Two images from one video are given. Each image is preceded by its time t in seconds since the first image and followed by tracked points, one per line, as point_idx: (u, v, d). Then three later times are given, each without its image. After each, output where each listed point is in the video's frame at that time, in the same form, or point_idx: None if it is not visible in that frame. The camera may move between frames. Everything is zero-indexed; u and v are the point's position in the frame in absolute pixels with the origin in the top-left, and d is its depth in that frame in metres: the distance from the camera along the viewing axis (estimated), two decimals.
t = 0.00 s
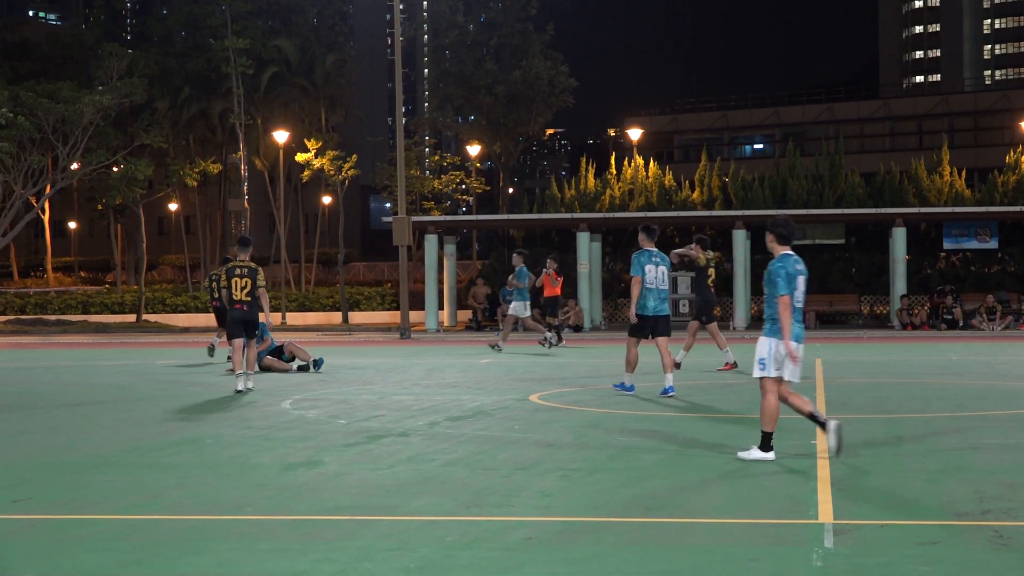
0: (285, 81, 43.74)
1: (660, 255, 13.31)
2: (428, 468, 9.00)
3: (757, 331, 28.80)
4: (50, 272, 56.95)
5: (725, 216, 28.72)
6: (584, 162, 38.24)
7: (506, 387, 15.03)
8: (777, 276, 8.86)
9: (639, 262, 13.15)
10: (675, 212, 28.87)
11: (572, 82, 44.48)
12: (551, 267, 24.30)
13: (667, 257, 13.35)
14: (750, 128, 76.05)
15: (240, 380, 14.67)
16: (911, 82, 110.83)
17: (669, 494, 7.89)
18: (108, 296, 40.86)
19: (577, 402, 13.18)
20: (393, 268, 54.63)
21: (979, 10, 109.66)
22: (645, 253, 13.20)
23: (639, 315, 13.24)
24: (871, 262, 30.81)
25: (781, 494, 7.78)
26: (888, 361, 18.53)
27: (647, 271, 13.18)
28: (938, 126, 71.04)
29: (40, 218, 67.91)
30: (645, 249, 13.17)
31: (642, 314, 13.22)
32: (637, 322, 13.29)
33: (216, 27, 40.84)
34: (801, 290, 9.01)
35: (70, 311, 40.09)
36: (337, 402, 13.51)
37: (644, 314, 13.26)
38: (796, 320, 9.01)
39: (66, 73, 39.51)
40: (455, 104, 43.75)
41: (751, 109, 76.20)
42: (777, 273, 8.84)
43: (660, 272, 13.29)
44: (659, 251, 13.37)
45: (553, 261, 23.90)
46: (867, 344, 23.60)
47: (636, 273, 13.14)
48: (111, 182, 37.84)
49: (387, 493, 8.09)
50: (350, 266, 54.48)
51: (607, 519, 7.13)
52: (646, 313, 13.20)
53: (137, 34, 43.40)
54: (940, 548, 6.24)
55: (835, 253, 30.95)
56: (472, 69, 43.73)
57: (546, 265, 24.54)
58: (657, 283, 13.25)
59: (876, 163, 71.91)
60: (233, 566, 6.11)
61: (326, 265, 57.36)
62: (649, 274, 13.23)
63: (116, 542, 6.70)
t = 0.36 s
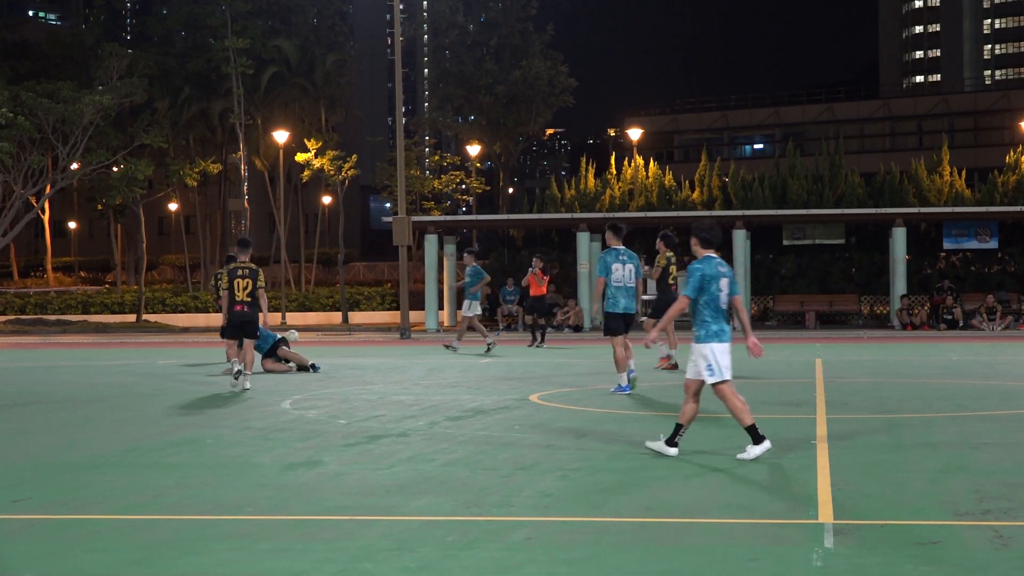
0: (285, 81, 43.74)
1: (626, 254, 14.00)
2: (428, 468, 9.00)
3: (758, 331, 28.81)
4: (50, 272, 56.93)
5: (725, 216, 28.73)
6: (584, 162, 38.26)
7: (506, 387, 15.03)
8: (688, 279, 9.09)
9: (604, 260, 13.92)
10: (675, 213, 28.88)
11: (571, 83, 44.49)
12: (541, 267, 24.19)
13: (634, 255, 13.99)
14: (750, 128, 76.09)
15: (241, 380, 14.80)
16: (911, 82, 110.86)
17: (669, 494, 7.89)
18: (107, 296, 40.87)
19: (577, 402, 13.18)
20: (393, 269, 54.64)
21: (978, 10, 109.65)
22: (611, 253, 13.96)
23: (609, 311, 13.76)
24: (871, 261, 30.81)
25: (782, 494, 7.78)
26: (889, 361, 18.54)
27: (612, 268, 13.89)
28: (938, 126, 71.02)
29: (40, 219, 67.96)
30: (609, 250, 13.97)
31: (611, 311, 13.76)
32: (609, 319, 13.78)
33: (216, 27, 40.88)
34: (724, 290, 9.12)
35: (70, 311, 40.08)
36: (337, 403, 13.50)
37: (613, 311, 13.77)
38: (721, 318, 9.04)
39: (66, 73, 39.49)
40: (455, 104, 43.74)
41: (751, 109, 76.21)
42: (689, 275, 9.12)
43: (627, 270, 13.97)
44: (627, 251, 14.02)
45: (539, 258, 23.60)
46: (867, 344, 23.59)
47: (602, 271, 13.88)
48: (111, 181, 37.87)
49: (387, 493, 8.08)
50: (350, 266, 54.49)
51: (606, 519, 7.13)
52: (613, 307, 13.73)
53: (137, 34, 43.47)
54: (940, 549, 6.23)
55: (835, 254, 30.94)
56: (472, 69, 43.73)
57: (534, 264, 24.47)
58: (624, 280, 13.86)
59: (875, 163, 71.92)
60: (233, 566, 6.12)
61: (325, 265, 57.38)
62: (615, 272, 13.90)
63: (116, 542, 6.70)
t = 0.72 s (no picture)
0: (285, 81, 43.73)
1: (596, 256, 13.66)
2: (428, 468, 9.00)
3: (758, 331, 28.83)
4: (50, 272, 56.94)
5: (725, 216, 28.75)
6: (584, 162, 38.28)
7: (506, 386, 15.01)
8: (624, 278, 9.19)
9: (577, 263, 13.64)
10: (676, 213, 28.89)
11: (572, 83, 44.52)
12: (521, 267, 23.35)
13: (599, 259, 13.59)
14: (750, 128, 76.13)
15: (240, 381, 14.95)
16: (911, 82, 110.88)
17: (669, 494, 7.90)
18: (107, 296, 40.91)
19: (576, 402, 13.18)
20: (393, 268, 54.65)
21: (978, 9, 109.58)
22: (583, 255, 13.65)
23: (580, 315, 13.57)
24: (871, 261, 30.84)
25: (782, 493, 7.78)
26: (889, 361, 18.54)
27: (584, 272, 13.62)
28: (938, 126, 71.02)
29: (40, 218, 67.94)
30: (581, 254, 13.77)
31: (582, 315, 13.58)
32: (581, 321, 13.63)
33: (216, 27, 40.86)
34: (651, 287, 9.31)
35: (70, 311, 40.09)
36: (337, 403, 13.49)
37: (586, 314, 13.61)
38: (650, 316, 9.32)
39: (65, 73, 39.47)
40: (455, 104, 43.74)
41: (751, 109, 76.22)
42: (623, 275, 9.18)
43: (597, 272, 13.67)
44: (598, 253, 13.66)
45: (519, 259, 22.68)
46: (866, 343, 23.58)
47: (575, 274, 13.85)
48: (111, 181, 37.90)
49: (386, 493, 8.08)
50: (350, 266, 54.49)
51: (607, 519, 7.13)
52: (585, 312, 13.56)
53: (136, 34, 43.54)
54: (939, 548, 6.24)
55: (835, 253, 30.96)
56: (472, 70, 43.76)
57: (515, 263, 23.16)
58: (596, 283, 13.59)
59: (875, 163, 71.94)
60: (234, 566, 6.11)
61: (326, 265, 57.40)
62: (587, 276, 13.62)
63: (116, 542, 6.70)
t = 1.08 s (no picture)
0: (285, 81, 43.70)
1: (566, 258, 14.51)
2: (428, 468, 9.00)
3: (758, 330, 28.84)
4: (50, 272, 56.92)
5: (726, 216, 28.75)
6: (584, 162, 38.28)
7: (507, 387, 15.00)
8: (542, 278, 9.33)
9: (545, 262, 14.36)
10: (676, 213, 28.88)
11: (571, 83, 44.52)
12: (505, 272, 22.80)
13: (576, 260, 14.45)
14: (750, 129, 76.15)
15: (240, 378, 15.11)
16: (911, 82, 110.90)
17: (670, 493, 7.90)
18: (107, 296, 40.90)
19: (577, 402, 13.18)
20: (393, 268, 54.67)
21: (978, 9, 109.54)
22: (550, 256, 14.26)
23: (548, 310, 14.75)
24: (871, 262, 30.87)
25: (783, 493, 7.78)
26: (890, 361, 18.55)
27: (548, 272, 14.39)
28: (938, 126, 71.03)
29: (40, 219, 67.94)
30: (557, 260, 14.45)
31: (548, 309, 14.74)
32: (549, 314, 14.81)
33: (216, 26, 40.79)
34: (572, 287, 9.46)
35: (70, 311, 40.07)
36: (337, 403, 13.49)
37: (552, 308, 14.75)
38: (569, 315, 9.40)
39: (65, 73, 39.49)
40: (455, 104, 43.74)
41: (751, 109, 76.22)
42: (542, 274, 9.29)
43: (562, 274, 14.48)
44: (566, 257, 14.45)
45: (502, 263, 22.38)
46: (867, 344, 23.56)
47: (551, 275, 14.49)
48: (111, 181, 37.92)
49: (386, 493, 8.08)
50: (350, 266, 54.48)
51: (607, 519, 7.13)
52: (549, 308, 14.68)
53: (137, 34, 43.58)
54: (939, 549, 6.24)
55: (836, 254, 31.01)
56: (472, 70, 43.77)
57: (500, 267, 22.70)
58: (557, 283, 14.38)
59: (875, 163, 71.95)
60: (234, 565, 6.11)
61: (326, 265, 57.38)
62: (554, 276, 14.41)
63: (116, 542, 6.70)
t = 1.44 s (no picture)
0: (285, 81, 43.66)
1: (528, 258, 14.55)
2: (428, 468, 8.99)
3: (757, 330, 28.86)
4: (50, 272, 56.90)
5: (726, 216, 28.76)
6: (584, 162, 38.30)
7: (506, 387, 15.00)
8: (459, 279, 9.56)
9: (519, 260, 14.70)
10: (676, 212, 28.89)
11: (572, 83, 44.53)
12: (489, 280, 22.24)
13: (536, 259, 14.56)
14: (750, 129, 76.18)
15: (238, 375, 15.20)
16: (911, 82, 110.92)
17: (670, 494, 7.90)
18: (108, 296, 40.89)
19: (577, 402, 13.18)
20: (394, 268, 54.70)
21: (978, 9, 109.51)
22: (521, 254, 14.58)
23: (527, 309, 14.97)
24: (871, 262, 30.88)
25: (783, 494, 7.78)
26: (890, 361, 18.56)
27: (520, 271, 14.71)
28: (938, 126, 71.05)
29: (40, 218, 67.94)
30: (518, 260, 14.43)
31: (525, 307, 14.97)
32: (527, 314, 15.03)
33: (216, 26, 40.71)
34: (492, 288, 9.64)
35: (70, 311, 40.07)
36: (337, 403, 13.49)
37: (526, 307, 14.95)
38: (488, 316, 9.55)
39: (65, 73, 39.47)
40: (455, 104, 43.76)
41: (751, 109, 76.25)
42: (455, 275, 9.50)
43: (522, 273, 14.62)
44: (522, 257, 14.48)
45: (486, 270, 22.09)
46: (867, 344, 23.56)
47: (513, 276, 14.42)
48: (111, 181, 37.93)
49: (387, 493, 8.07)
50: (350, 266, 54.48)
51: (607, 519, 7.13)
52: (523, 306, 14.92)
53: (137, 34, 43.58)
54: (939, 549, 6.24)
55: (836, 254, 30.98)
56: (472, 70, 43.80)
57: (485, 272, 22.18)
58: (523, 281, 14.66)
59: (875, 163, 71.97)
60: (234, 566, 6.11)
61: (326, 265, 57.42)
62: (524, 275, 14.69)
63: (116, 542, 6.70)
